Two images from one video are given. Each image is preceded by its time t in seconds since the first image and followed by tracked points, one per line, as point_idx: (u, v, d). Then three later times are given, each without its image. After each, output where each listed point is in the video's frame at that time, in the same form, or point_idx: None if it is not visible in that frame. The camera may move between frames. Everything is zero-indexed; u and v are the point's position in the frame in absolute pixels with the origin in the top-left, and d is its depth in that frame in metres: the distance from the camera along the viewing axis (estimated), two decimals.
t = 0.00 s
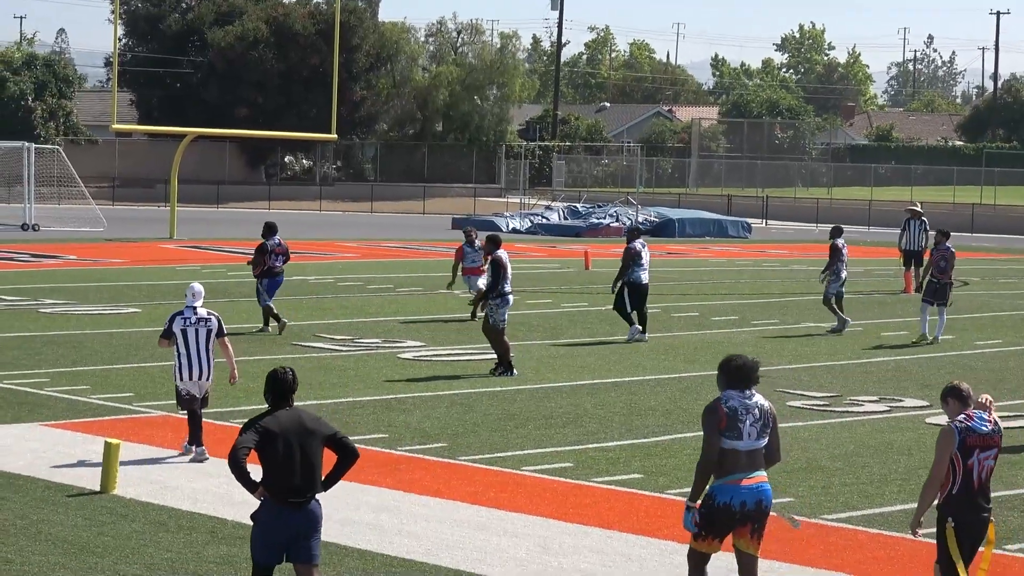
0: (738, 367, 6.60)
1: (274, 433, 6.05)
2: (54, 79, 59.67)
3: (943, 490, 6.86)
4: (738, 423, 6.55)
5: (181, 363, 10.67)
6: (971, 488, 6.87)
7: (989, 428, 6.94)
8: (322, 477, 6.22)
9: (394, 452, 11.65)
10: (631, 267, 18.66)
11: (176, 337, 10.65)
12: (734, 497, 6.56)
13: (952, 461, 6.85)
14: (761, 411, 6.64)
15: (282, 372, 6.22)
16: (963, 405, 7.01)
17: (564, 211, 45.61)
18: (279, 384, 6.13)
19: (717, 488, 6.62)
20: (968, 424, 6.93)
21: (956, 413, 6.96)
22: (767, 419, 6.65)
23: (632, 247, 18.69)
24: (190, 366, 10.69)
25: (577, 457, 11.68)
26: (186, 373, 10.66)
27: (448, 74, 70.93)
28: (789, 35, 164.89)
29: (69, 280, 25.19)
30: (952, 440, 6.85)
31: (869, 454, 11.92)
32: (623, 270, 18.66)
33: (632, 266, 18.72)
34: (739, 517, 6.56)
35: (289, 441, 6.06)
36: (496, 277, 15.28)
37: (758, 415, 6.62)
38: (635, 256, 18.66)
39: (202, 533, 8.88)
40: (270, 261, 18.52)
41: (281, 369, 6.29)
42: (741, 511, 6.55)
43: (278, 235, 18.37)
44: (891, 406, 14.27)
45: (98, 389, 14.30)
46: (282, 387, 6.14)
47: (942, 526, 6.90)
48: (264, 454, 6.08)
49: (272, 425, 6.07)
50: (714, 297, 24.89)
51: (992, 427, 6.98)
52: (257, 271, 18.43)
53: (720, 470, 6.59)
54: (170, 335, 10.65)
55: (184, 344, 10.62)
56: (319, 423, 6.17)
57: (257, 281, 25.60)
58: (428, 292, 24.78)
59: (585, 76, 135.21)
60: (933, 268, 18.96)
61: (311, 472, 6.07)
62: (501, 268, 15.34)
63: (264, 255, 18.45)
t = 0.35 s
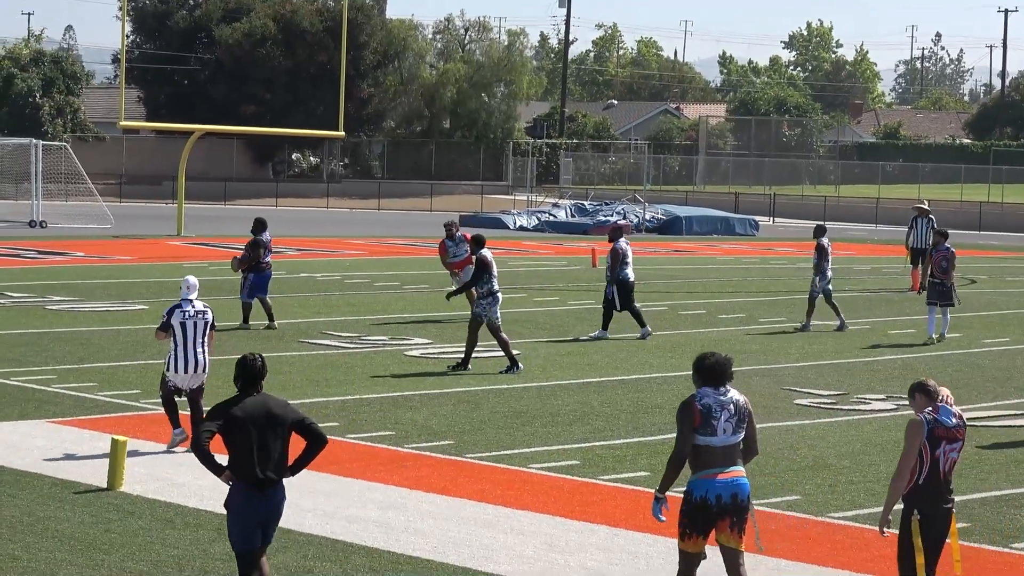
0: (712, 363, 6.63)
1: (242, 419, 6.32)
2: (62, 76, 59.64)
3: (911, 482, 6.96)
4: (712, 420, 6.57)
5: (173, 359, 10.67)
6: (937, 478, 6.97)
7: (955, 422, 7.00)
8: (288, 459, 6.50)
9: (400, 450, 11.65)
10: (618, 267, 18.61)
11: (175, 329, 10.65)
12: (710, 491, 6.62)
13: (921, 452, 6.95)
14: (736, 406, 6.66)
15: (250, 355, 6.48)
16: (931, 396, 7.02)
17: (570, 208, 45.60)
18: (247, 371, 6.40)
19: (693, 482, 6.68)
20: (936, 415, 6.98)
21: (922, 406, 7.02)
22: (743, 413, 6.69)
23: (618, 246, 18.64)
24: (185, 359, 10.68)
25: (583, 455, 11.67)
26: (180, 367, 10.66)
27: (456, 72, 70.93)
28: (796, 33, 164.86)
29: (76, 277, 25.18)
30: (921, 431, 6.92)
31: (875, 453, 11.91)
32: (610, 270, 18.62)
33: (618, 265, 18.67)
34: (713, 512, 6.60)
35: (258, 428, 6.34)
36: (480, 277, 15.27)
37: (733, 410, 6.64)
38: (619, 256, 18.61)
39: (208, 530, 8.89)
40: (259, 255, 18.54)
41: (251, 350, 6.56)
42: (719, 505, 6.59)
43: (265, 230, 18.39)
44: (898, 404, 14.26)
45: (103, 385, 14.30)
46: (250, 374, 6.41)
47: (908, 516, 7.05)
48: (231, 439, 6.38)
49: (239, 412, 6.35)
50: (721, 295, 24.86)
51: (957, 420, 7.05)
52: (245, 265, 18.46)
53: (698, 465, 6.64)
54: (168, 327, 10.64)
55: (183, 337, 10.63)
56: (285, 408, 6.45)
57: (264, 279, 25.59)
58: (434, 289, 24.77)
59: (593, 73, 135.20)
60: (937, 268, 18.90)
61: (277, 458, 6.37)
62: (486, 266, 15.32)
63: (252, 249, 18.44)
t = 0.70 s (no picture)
0: (686, 352, 6.82)
1: (219, 414, 6.46)
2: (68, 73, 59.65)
3: (882, 470, 6.80)
4: (681, 410, 6.78)
5: (155, 354, 10.69)
6: (905, 468, 6.90)
7: (922, 411, 6.95)
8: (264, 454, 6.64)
9: (405, 447, 11.65)
10: (602, 260, 18.71)
11: (157, 325, 10.72)
12: (683, 480, 6.81)
13: (889, 442, 6.87)
14: (711, 396, 6.83)
15: (230, 350, 6.62)
16: (892, 388, 6.95)
17: (577, 206, 45.60)
18: (227, 365, 6.54)
19: (668, 472, 6.89)
20: (902, 405, 6.92)
21: (887, 397, 6.94)
22: (717, 404, 6.85)
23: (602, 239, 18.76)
24: (166, 353, 10.70)
25: (589, 452, 11.67)
26: (162, 361, 10.68)
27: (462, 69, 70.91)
28: (802, 30, 164.78)
29: (81, 273, 25.17)
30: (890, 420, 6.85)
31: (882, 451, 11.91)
32: (595, 263, 18.72)
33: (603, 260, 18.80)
34: (690, 505, 6.80)
35: (236, 424, 6.47)
36: (463, 267, 15.35)
37: (707, 400, 6.82)
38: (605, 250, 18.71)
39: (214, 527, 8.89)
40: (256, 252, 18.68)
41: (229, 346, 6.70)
42: (693, 495, 6.79)
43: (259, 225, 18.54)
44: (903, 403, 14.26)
45: (109, 382, 14.32)
46: (230, 367, 6.55)
47: (871, 506, 6.96)
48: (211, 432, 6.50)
49: (218, 406, 6.48)
50: (728, 293, 24.86)
51: (924, 409, 7.00)
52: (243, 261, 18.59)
53: (675, 454, 6.85)
54: (149, 323, 10.71)
55: (165, 332, 10.69)
56: (262, 404, 6.58)
57: (270, 276, 25.59)
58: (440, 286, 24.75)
59: (599, 71, 135.16)
60: (938, 264, 18.92)
61: (255, 453, 6.51)
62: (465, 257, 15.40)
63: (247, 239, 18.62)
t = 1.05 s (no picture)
0: (684, 350, 6.96)
1: (201, 399, 6.57)
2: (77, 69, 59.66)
3: (837, 465, 6.80)
4: (676, 404, 6.86)
5: (143, 347, 10.47)
6: (860, 464, 6.83)
7: (879, 406, 6.88)
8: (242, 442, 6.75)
9: (414, 445, 11.64)
10: (589, 258, 18.75)
11: (142, 319, 10.55)
12: (676, 473, 6.87)
13: (845, 439, 6.81)
14: (707, 394, 6.90)
15: (207, 343, 6.75)
16: (856, 383, 6.92)
17: (585, 204, 45.60)
18: (207, 352, 6.66)
19: (660, 464, 6.95)
20: (859, 403, 6.86)
21: (848, 392, 6.91)
22: (712, 402, 6.91)
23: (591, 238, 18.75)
24: (152, 345, 10.49)
25: (597, 450, 11.67)
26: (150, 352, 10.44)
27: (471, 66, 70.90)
28: (810, 28, 164.84)
29: (90, 269, 25.18)
30: (843, 418, 6.80)
31: (890, 451, 11.90)
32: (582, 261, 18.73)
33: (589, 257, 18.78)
34: (684, 496, 6.84)
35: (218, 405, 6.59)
36: (448, 266, 15.23)
37: (701, 399, 6.88)
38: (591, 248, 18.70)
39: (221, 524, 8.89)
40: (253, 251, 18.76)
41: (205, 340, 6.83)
42: (687, 489, 6.84)
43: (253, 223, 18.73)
44: (912, 401, 14.24)
45: (118, 378, 14.32)
46: (208, 356, 6.67)
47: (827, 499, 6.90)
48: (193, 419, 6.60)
49: (199, 392, 6.59)
50: (736, 292, 24.85)
51: (883, 405, 6.91)
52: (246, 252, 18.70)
53: (672, 447, 6.90)
54: (136, 316, 10.53)
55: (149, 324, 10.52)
56: (241, 391, 6.71)
57: (278, 272, 25.61)
58: (448, 284, 24.76)
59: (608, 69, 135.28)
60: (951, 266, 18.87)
61: (237, 433, 6.62)
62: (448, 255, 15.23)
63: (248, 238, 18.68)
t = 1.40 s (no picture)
0: (688, 342, 6.94)
1: (174, 394, 6.75)
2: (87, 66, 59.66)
3: (808, 453, 7.15)
4: (684, 396, 6.89)
5: (137, 341, 10.36)
6: (832, 454, 7.13)
7: (851, 398, 7.17)
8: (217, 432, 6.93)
9: (425, 441, 11.64)
10: (582, 254, 18.79)
11: (139, 312, 10.33)
12: (677, 465, 6.89)
13: (814, 427, 7.14)
14: (709, 388, 6.97)
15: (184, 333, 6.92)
16: (830, 374, 7.25)
17: (595, 200, 45.60)
18: (180, 345, 6.84)
19: (661, 457, 6.96)
20: (833, 393, 7.16)
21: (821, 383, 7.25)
22: (714, 398, 6.98)
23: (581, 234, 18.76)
24: (146, 342, 10.37)
25: (606, 447, 11.66)
26: (143, 350, 10.38)
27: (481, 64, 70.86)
28: (821, 24, 164.69)
29: (100, 267, 25.20)
30: (813, 407, 7.14)
31: (901, 447, 11.88)
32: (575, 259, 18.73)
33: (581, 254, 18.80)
34: (681, 486, 6.87)
35: (191, 399, 6.76)
36: (426, 261, 15.30)
37: (705, 391, 6.95)
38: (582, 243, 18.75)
39: (233, 521, 8.89)
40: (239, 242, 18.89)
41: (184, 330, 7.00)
42: (687, 478, 6.87)
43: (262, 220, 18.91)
44: (923, 397, 14.23)
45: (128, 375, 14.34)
46: (182, 347, 6.85)
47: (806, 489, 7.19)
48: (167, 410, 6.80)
49: (173, 386, 6.78)
50: (747, 288, 24.82)
51: (856, 396, 7.20)
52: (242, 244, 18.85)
53: (670, 439, 6.93)
54: (133, 309, 10.31)
55: (147, 324, 10.32)
56: (215, 381, 6.89)
57: (289, 270, 25.60)
58: (459, 281, 24.75)
59: (619, 66, 135.19)
60: (968, 264, 18.79)
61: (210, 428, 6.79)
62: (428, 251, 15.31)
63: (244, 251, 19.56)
